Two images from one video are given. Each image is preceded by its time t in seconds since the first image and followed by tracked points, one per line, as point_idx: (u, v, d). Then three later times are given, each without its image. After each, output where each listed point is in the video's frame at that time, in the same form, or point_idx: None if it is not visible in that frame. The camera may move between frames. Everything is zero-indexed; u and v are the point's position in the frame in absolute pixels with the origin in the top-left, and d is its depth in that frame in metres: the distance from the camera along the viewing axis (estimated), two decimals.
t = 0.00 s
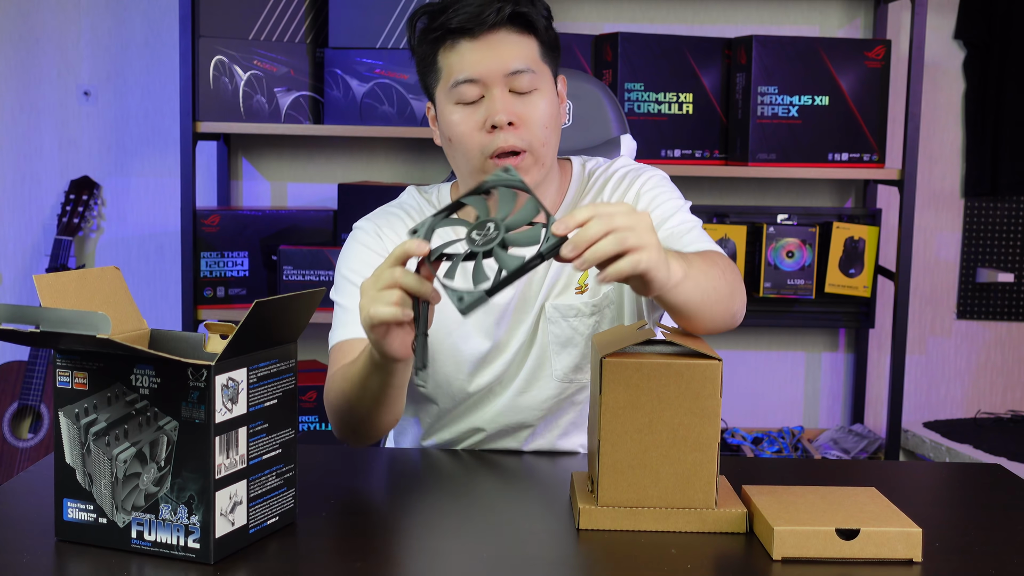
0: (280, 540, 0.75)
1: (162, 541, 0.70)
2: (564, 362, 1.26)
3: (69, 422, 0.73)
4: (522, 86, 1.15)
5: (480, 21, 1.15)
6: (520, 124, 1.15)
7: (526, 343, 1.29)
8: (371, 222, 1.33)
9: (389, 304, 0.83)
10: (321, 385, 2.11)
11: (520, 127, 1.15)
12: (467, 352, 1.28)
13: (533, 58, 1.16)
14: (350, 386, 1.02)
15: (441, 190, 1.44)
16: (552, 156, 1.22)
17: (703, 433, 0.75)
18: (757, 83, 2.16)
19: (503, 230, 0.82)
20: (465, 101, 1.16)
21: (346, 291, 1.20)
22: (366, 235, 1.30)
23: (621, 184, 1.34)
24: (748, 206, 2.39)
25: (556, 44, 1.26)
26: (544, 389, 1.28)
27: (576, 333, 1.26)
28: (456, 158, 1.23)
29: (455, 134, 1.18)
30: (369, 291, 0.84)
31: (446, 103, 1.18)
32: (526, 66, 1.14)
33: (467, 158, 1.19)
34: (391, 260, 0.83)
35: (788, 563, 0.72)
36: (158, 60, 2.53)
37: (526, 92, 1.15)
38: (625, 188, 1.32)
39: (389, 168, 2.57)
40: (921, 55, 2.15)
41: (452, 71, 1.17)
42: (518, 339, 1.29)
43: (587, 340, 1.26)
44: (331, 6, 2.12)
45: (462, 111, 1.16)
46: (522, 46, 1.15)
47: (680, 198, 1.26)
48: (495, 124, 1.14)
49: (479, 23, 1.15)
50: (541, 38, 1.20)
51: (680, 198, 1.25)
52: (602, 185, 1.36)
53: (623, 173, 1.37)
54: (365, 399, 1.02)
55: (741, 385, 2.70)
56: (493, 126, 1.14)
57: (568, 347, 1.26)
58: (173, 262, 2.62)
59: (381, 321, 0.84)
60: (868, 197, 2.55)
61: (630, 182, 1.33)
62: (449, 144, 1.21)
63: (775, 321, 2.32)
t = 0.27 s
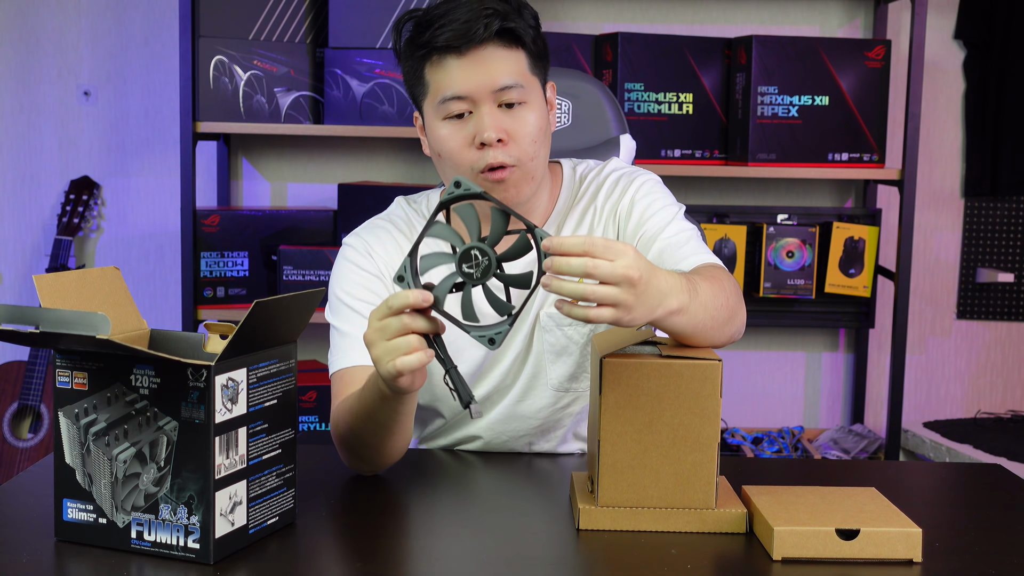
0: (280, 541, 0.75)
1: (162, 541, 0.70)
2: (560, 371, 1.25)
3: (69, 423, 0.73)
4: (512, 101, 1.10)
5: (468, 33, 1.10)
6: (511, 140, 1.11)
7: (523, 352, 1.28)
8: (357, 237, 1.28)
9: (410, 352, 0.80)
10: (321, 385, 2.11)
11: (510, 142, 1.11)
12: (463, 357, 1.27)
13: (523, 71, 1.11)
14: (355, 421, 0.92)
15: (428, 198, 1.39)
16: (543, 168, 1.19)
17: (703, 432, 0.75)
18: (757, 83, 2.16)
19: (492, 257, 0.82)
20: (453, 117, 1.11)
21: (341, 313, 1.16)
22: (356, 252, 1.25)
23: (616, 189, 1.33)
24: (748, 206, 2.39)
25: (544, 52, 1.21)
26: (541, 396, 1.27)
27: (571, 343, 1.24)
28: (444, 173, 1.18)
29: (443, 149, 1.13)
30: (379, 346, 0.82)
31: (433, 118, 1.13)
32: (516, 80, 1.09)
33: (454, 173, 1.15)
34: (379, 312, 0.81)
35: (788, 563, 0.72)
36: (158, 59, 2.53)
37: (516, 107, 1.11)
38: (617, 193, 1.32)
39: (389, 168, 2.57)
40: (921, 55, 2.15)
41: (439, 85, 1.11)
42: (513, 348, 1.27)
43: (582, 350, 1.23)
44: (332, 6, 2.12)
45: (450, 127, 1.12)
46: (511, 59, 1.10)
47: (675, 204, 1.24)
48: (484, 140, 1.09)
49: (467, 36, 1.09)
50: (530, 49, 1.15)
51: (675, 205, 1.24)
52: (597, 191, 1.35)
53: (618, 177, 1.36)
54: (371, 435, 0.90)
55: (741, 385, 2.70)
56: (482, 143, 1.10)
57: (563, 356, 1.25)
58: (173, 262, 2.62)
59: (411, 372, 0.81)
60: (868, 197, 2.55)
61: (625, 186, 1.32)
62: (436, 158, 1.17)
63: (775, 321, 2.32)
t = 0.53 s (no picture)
0: (280, 541, 0.74)
1: (162, 541, 0.70)
2: (559, 373, 1.25)
3: (69, 423, 0.73)
4: (511, 108, 1.10)
5: (467, 40, 1.09)
6: (511, 147, 1.11)
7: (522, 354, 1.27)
8: (355, 241, 1.27)
9: (410, 379, 0.83)
10: (321, 385, 2.11)
11: (510, 149, 1.11)
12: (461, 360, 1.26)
13: (523, 78, 1.11)
14: (348, 426, 0.92)
15: (427, 200, 1.38)
16: (542, 173, 1.19)
17: (703, 432, 0.75)
18: (757, 83, 2.16)
19: (492, 292, 0.83)
20: (452, 124, 1.11)
21: (341, 317, 1.16)
22: (354, 257, 1.24)
23: (614, 191, 1.33)
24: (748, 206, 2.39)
25: (543, 54, 1.20)
26: (540, 399, 1.27)
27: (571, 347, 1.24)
28: (444, 178, 1.19)
29: (443, 156, 1.13)
30: (375, 373, 0.83)
31: (433, 125, 1.13)
32: (515, 88, 1.09)
33: (454, 180, 1.16)
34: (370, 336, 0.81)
35: (788, 563, 0.72)
36: (158, 59, 2.53)
37: (515, 114, 1.11)
38: (616, 195, 1.32)
39: (389, 168, 2.56)
40: (922, 55, 2.15)
41: (439, 92, 1.11)
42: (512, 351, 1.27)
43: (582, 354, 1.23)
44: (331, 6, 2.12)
45: (450, 134, 1.12)
46: (511, 66, 1.10)
47: (672, 206, 1.24)
48: (484, 148, 1.10)
49: (467, 43, 1.09)
50: (529, 54, 1.15)
51: (672, 208, 1.23)
52: (595, 193, 1.35)
53: (616, 179, 1.35)
54: (363, 440, 0.89)
55: (741, 385, 2.70)
56: (482, 151, 1.10)
57: (563, 359, 1.25)
58: (173, 262, 2.62)
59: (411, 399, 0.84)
60: (868, 197, 2.55)
61: (623, 189, 1.32)
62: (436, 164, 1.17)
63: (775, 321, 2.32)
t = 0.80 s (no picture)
0: (281, 540, 0.75)
1: (162, 541, 0.70)
2: (573, 367, 1.27)
3: (70, 422, 0.73)
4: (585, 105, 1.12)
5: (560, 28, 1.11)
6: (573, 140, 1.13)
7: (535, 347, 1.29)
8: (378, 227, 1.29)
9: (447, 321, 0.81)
10: (321, 385, 2.11)
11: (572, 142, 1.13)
12: (478, 349, 1.28)
13: (601, 81, 1.14)
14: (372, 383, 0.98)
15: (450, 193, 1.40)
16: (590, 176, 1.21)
17: (703, 433, 0.76)
18: (757, 83, 2.16)
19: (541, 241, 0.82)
20: (525, 104, 1.13)
21: (359, 293, 1.17)
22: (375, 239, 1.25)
23: (636, 195, 1.35)
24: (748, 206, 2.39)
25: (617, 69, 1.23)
26: (550, 391, 1.29)
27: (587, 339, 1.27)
28: (498, 156, 1.19)
29: (506, 132, 1.15)
30: (413, 308, 0.82)
31: (504, 101, 1.15)
32: (594, 88, 1.12)
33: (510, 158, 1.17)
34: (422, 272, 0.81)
35: (788, 563, 0.72)
36: (158, 59, 2.53)
37: (587, 111, 1.13)
38: (634, 201, 1.34)
39: (389, 168, 2.57)
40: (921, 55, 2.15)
41: (521, 73, 1.13)
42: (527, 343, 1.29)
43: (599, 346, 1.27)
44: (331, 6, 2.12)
45: (520, 112, 1.14)
46: (596, 66, 1.13)
47: (690, 221, 1.27)
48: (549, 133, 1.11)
49: (558, 30, 1.11)
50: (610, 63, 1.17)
51: (689, 224, 1.26)
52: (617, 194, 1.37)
53: (638, 183, 1.38)
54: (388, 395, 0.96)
55: (741, 385, 2.70)
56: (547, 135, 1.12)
57: (578, 352, 1.27)
58: (173, 262, 2.62)
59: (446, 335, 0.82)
60: (868, 197, 2.55)
61: (644, 193, 1.34)
62: (494, 140, 1.18)
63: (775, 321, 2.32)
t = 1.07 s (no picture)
0: (282, 540, 0.75)
1: (162, 541, 0.70)
2: (581, 357, 1.29)
3: (70, 422, 0.73)
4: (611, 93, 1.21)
5: (594, 19, 1.21)
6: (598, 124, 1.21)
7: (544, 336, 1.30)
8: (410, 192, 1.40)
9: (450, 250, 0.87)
10: (321, 385, 2.11)
11: (597, 126, 1.21)
12: (489, 334, 1.30)
13: (628, 72, 1.23)
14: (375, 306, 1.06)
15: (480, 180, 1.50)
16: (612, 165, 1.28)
17: (703, 433, 0.75)
18: (757, 83, 2.16)
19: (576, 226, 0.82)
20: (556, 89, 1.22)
21: (375, 239, 1.26)
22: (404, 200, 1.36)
23: (657, 198, 1.37)
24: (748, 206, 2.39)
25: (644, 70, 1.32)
26: (556, 381, 1.29)
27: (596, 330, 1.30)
28: (524, 137, 1.26)
29: (536, 114, 1.23)
30: (428, 225, 0.87)
31: (536, 86, 1.23)
32: (620, 77, 1.21)
33: (537, 138, 1.24)
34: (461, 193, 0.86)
35: (788, 563, 0.72)
36: (158, 59, 2.53)
37: (613, 99, 1.22)
38: (656, 201, 1.36)
39: (389, 168, 2.57)
40: (921, 55, 2.15)
41: (554, 59, 1.22)
42: (537, 330, 1.30)
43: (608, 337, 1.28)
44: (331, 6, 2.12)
45: (551, 97, 1.22)
46: (624, 58, 1.22)
47: (707, 222, 1.27)
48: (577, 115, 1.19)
49: (592, 22, 1.21)
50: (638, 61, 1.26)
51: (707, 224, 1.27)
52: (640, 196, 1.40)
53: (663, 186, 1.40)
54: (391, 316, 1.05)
55: (742, 385, 2.70)
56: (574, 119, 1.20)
57: (587, 343, 1.29)
58: (173, 262, 2.62)
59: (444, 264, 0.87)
60: (868, 197, 2.55)
61: (665, 196, 1.36)
62: (523, 121, 1.26)
63: (775, 321, 2.32)
